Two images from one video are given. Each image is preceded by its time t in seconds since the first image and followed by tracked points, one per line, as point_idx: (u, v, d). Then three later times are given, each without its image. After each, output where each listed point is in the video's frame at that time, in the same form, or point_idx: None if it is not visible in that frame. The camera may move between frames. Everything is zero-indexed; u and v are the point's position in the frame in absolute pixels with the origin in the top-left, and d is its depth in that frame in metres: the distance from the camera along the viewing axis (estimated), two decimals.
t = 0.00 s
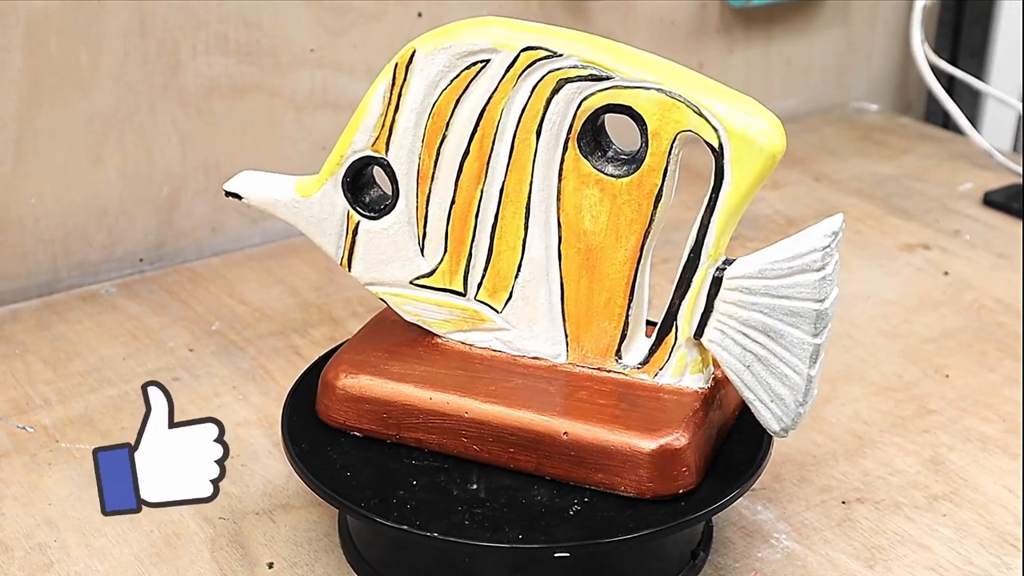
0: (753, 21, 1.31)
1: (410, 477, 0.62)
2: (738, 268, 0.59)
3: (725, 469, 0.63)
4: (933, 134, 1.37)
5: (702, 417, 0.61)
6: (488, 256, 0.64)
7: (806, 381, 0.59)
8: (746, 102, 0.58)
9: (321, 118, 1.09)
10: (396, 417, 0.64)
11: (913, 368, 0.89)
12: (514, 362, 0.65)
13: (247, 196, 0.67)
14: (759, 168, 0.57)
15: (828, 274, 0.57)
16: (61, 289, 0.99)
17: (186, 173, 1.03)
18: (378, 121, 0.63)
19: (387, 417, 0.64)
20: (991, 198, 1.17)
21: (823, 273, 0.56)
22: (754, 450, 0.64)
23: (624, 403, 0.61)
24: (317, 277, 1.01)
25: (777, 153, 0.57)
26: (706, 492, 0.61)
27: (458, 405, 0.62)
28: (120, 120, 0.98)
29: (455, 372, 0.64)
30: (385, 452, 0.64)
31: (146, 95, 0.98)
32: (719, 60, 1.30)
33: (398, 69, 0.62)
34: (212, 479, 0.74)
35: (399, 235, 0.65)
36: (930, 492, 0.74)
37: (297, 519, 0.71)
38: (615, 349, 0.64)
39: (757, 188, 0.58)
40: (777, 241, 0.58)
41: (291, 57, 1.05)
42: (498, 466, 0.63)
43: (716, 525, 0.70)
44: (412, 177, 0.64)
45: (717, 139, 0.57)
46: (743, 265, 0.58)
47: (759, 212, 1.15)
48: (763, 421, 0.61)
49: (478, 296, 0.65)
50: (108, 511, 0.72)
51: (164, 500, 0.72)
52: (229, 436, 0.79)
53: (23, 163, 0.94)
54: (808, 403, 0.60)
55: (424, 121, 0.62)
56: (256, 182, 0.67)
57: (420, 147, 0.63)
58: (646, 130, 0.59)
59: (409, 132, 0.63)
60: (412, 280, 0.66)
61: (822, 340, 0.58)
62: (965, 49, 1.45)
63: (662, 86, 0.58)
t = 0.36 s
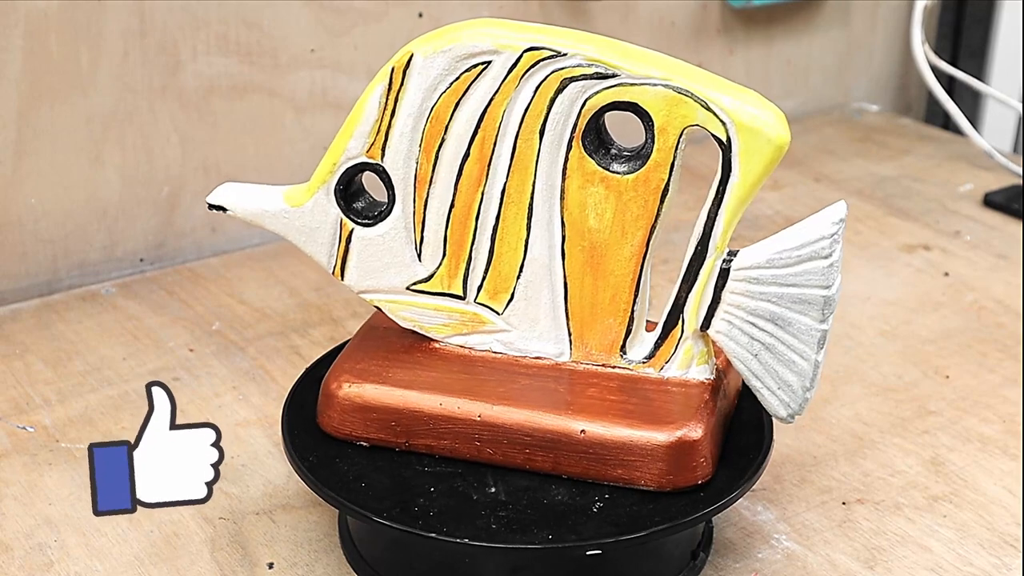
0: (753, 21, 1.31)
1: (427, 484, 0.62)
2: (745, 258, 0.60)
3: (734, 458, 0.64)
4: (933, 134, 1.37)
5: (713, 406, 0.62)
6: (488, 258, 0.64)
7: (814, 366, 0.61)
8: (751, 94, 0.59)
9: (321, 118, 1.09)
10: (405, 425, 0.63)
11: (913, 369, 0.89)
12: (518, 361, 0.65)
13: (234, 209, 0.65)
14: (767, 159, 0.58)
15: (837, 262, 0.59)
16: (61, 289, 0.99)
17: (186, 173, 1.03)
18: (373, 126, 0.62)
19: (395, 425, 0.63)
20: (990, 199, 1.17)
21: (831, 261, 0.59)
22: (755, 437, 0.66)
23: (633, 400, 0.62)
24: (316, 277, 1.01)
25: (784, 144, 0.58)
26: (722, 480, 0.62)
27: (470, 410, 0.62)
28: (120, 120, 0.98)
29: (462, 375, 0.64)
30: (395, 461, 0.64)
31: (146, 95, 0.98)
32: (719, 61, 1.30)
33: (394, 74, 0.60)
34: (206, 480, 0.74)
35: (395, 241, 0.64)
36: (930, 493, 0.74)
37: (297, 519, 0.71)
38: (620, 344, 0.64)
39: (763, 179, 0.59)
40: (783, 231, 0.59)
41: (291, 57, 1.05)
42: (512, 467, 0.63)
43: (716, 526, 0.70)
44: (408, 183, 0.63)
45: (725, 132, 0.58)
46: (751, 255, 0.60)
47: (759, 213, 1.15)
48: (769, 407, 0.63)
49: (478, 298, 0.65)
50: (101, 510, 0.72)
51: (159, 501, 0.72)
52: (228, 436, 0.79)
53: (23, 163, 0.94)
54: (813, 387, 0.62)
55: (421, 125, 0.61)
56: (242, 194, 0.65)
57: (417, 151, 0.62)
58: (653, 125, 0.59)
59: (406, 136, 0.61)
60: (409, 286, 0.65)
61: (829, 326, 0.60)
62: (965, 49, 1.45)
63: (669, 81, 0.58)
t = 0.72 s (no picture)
0: (752, 21, 1.31)
1: (445, 491, 0.61)
2: (748, 248, 0.61)
3: (740, 446, 0.65)
4: (933, 134, 1.37)
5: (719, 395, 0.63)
6: (489, 260, 0.63)
7: (817, 352, 0.62)
8: (753, 87, 0.59)
9: (321, 119, 1.09)
10: (416, 433, 0.62)
11: (913, 369, 0.89)
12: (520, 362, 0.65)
13: (221, 222, 0.64)
14: (771, 150, 0.59)
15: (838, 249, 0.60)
16: (60, 290, 0.99)
17: (186, 174, 1.03)
18: (369, 133, 0.61)
19: (406, 434, 0.62)
20: (990, 199, 1.17)
21: (833, 248, 0.60)
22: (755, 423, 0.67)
23: (642, 397, 0.62)
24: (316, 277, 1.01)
25: (786, 134, 0.59)
26: (734, 468, 0.63)
27: (483, 414, 0.62)
28: (120, 120, 0.98)
29: (469, 379, 0.64)
30: (408, 470, 0.63)
31: (146, 95, 0.98)
32: (718, 61, 1.30)
33: (391, 79, 0.59)
34: (191, 499, 0.71)
35: (393, 248, 0.63)
36: (930, 493, 0.74)
37: (297, 520, 0.71)
38: (623, 341, 0.64)
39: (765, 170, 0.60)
40: (784, 220, 0.61)
41: (291, 58, 1.05)
42: (526, 469, 0.62)
43: (716, 526, 0.70)
44: (405, 189, 0.62)
45: (730, 126, 0.59)
46: (753, 245, 0.61)
47: (759, 213, 1.15)
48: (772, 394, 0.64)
49: (478, 302, 0.64)
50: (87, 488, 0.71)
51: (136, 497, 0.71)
52: (228, 437, 0.79)
53: (23, 164, 0.94)
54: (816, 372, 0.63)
55: (419, 130, 0.60)
56: (228, 207, 0.64)
57: (415, 156, 0.61)
58: (656, 121, 0.59)
59: (403, 142, 0.61)
60: (407, 292, 0.64)
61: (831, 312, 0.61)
62: (964, 49, 1.45)
63: (672, 77, 0.58)
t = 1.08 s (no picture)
0: (747, 21, 1.31)
1: (458, 495, 0.61)
2: (742, 236, 0.62)
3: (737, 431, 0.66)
4: (928, 133, 1.37)
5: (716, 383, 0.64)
6: (485, 262, 0.63)
7: (809, 335, 0.63)
8: (744, 78, 0.60)
9: (316, 119, 1.09)
10: (423, 439, 0.62)
11: (908, 368, 0.89)
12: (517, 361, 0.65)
13: (207, 236, 0.61)
14: (765, 140, 0.60)
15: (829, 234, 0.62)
16: (56, 292, 0.99)
17: (181, 175, 1.03)
18: (361, 139, 0.59)
19: (413, 440, 0.62)
20: (985, 197, 1.17)
21: (824, 233, 0.61)
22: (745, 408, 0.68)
23: (646, 392, 0.63)
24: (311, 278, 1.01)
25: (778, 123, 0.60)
26: (738, 454, 0.64)
27: (492, 415, 0.62)
28: (114, 122, 0.98)
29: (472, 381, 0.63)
30: (416, 476, 0.62)
31: (141, 97, 0.98)
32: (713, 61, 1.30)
33: (384, 84, 0.58)
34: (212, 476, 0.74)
35: (386, 253, 0.62)
36: (926, 491, 0.74)
37: (292, 520, 0.71)
38: (619, 335, 0.65)
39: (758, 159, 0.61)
40: (775, 207, 0.62)
41: (285, 59, 1.05)
42: (536, 467, 0.63)
43: (711, 525, 0.70)
44: (399, 194, 0.61)
45: (724, 117, 0.60)
46: (748, 233, 0.62)
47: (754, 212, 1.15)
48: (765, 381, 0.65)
49: (473, 304, 0.64)
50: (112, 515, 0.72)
51: (167, 500, 0.72)
52: (222, 438, 0.79)
53: (17, 166, 0.94)
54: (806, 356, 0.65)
55: (412, 134, 0.59)
56: (214, 220, 0.61)
57: (408, 161, 0.60)
58: (651, 116, 0.60)
59: (397, 147, 0.59)
60: (401, 298, 0.63)
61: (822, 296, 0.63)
62: (958, 48, 1.46)
63: (668, 71, 0.59)
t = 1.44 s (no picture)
0: (753, 24, 1.31)
1: (482, 499, 0.61)
2: (744, 229, 0.63)
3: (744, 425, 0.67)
4: (932, 137, 1.37)
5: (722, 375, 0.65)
6: (492, 263, 0.62)
7: (809, 325, 0.65)
8: (746, 74, 0.61)
9: (321, 119, 1.09)
10: (441, 443, 0.61)
11: (911, 372, 0.89)
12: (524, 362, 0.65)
13: (208, 248, 0.60)
14: (770, 134, 0.61)
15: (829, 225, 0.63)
16: (60, 289, 0.99)
17: (186, 173, 1.03)
18: (368, 145, 0.58)
19: (431, 445, 0.61)
20: (989, 202, 1.17)
21: (825, 225, 0.63)
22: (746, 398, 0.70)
23: (658, 389, 0.63)
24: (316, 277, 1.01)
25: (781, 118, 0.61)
26: (747, 446, 0.65)
27: (510, 417, 0.61)
28: (120, 121, 0.98)
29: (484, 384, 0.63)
30: (436, 483, 0.62)
31: (146, 95, 0.98)
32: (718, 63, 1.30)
33: (391, 89, 0.57)
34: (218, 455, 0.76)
35: (392, 258, 0.61)
36: (929, 496, 0.74)
37: (295, 519, 0.71)
38: (624, 332, 0.65)
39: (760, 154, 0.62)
40: (776, 200, 0.63)
41: (291, 58, 1.05)
42: (554, 467, 0.63)
43: (714, 528, 0.70)
44: (406, 199, 0.60)
45: (730, 113, 0.60)
46: (750, 227, 0.63)
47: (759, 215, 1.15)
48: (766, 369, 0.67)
49: (479, 307, 0.64)
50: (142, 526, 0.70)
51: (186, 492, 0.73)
52: (226, 436, 0.79)
53: (22, 164, 0.94)
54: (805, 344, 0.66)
55: (420, 137, 0.59)
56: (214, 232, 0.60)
57: (415, 165, 0.59)
58: (659, 113, 0.60)
59: (405, 151, 0.59)
60: (408, 303, 0.63)
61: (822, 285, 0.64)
62: (964, 54, 1.45)
63: (675, 68, 0.59)
